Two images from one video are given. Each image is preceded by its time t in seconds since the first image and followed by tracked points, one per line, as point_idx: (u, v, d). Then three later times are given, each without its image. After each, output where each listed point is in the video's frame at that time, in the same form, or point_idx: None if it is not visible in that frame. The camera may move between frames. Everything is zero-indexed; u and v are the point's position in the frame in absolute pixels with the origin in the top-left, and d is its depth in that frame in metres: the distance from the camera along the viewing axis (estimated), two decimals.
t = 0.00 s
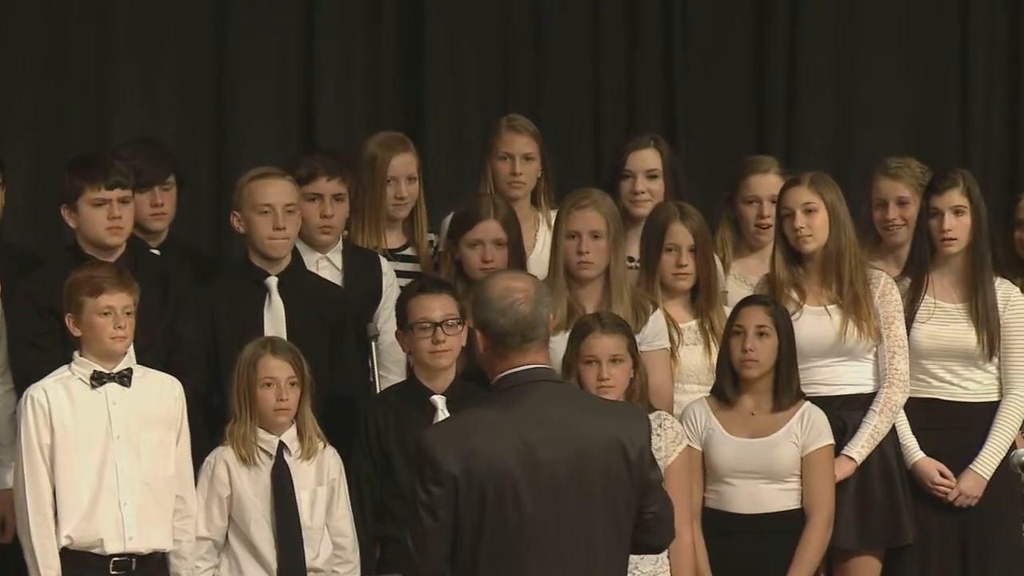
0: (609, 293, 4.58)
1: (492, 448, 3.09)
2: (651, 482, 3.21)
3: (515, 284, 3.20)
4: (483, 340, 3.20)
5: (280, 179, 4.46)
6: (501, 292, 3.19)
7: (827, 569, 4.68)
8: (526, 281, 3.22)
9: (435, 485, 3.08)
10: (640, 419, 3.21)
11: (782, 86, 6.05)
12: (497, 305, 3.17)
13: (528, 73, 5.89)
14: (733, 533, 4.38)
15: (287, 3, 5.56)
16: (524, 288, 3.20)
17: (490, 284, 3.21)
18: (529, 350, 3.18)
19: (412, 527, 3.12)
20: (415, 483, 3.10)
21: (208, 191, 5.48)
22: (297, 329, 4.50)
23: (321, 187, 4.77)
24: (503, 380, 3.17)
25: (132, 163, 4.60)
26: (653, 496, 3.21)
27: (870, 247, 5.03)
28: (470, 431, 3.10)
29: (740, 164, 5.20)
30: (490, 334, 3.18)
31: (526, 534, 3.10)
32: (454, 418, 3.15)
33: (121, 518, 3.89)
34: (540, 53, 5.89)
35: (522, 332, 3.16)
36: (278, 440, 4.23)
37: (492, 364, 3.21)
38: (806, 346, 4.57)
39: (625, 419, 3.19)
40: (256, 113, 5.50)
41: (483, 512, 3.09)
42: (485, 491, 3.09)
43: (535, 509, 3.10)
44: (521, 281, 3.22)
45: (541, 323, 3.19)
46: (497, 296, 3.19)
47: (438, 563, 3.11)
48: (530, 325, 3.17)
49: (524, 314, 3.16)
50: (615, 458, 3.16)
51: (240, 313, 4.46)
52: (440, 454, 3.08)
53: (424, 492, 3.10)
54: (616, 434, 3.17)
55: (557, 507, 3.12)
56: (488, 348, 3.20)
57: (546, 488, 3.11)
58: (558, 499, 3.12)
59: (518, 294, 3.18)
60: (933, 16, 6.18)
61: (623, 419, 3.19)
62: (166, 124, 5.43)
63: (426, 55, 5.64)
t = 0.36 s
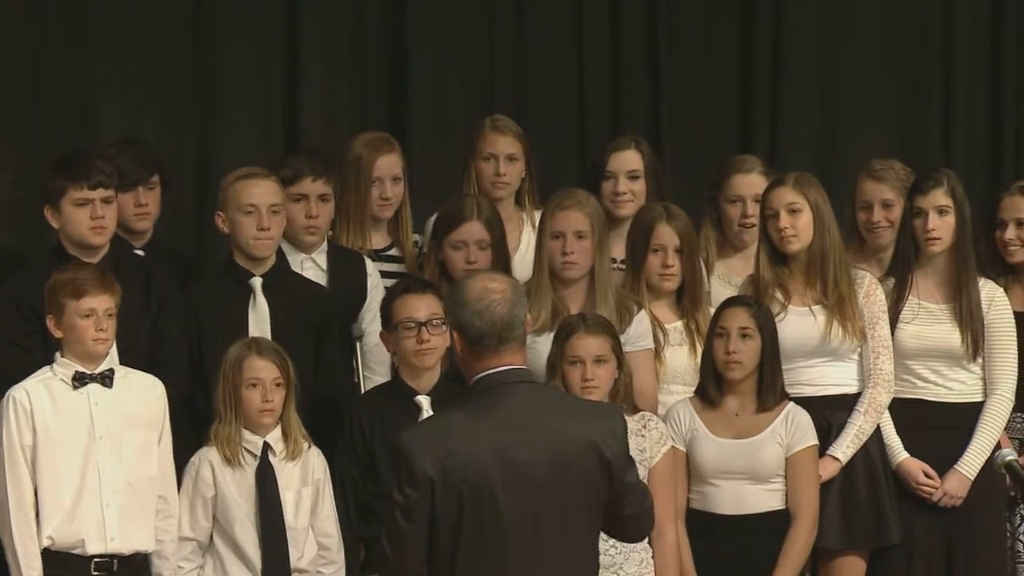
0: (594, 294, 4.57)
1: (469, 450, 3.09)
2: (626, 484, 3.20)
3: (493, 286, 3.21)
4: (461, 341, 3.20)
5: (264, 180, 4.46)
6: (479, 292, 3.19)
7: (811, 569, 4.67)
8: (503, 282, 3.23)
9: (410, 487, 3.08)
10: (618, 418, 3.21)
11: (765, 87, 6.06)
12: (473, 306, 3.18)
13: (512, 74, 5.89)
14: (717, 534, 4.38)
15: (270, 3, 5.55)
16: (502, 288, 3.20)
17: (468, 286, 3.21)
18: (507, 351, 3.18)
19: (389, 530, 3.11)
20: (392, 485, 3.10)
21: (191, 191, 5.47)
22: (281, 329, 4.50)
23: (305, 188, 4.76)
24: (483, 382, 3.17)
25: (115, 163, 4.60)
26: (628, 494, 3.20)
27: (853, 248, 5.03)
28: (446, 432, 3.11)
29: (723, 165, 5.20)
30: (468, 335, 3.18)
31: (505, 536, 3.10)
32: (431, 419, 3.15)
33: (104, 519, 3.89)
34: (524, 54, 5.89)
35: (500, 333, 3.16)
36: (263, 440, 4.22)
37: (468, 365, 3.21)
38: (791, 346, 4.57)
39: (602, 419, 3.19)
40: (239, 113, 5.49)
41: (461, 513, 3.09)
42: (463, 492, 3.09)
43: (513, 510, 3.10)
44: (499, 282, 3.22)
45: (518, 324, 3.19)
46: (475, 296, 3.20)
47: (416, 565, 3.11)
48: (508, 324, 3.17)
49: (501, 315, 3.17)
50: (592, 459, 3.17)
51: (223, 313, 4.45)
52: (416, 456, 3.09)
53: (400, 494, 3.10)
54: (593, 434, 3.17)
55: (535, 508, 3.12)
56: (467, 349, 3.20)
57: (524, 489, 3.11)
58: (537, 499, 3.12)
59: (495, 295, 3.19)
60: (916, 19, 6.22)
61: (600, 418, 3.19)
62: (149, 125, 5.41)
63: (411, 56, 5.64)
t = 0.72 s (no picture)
0: (577, 295, 4.57)
1: (449, 452, 3.09)
2: (605, 484, 3.20)
3: (471, 287, 3.21)
4: (440, 343, 3.19)
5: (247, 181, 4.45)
6: (458, 294, 3.19)
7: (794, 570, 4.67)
8: (481, 283, 3.23)
9: (392, 489, 3.09)
10: (597, 420, 3.21)
11: (747, 86, 6.06)
12: (453, 308, 3.17)
13: (496, 74, 5.88)
14: (700, 535, 4.38)
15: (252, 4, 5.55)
16: (480, 290, 3.20)
17: (446, 287, 3.21)
18: (487, 352, 3.17)
19: (371, 532, 3.11)
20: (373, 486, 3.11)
21: (174, 192, 5.46)
22: (263, 330, 4.49)
23: (287, 189, 4.76)
24: (462, 385, 3.17)
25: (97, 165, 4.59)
26: (608, 495, 3.20)
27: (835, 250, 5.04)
28: (427, 434, 3.11)
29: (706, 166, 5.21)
30: (448, 337, 3.17)
31: (485, 538, 3.10)
32: (412, 421, 3.14)
33: (87, 519, 3.88)
34: (508, 55, 5.89)
35: (479, 335, 3.16)
36: (246, 442, 4.22)
37: (448, 367, 3.20)
38: (774, 347, 4.58)
39: (583, 420, 3.19)
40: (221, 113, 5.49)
41: (442, 515, 3.09)
42: (444, 494, 3.09)
43: (493, 512, 3.10)
44: (477, 284, 3.22)
45: (497, 325, 3.18)
46: (453, 298, 3.19)
47: (397, 567, 3.10)
48: (487, 326, 3.17)
49: (480, 316, 3.16)
50: (572, 460, 3.16)
51: (206, 314, 4.44)
52: (396, 458, 3.09)
53: (382, 495, 3.10)
54: (574, 435, 3.17)
55: (516, 510, 3.11)
56: (446, 350, 3.19)
57: (505, 490, 3.11)
58: (517, 501, 3.11)
59: (473, 296, 3.18)
60: (899, 19, 6.22)
61: (581, 420, 3.19)
62: (132, 126, 5.41)
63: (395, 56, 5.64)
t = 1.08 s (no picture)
0: (560, 295, 4.57)
1: (433, 453, 3.09)
2: (591, 481, 3.21)
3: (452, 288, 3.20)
4: (422, 344, 3.18)
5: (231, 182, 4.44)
6: (439, 295, 3.18)
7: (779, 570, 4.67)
8: (461, 283, 3.22)
9: (376, 490, 3.08)
10: (581, 420, 3.21)
11: (731, 88, 6.07)
12: (433, 308, 3.16)
13: (480, 75, 5.88)
14: (686, 536, 4.38)
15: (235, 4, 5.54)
16: (461, 291, 3.19)
17: (427, 287, 3.20)
18: (469, 351, 3.16)
19: (355, 534, 3.10)
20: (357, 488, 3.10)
21: (157, 193, 5.45)
22: (246, 330, 4.49)
23: (269, 190, 4.75)
24: (445, 386, 3.16)
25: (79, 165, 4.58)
26: (594, 495, 3.20)
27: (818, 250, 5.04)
28: (411, 435, 3.10)
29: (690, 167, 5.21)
30: (429, 337, 3.15)
31: (468, 538, 3.09)
32: (395, 423, 3.14)
33: (71, 520, 3.87)
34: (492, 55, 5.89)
35: (461, 335, 3.15)
36: (229, 442, 4.21)
37: (429, 368, 3.19)
38: (758, 348, 4.58)
39: (567, 420, 3.20)
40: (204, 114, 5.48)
41: (427, 516, 3.09)
42: (429, 495, 3.08)
43: (477, 512, 3.10)
44: (458, 284, 3.21)
45: (479, 324, 3.18)
46: (433, 298, 3.18)
47: (381, 569, 3.09)
48: (469, 326, 3.17)
49: (462, 316, 3.16)
50: (557, 460, 3.16)
51: (189, 315, 4.43)
52: (380, 459, 3.08)
53: (366, 497, 3.09)
54: (559, 435, 3.17)
55: (500, 510, 3.11)
56: (428, 351, 3.18)
57: (489, 490, 3.10)
58: (501, 501, 3.11)
59: (454, 297, 3.17)
60: (883, 19, 6.24)
61: (563, 420, 3.19)
62: (115, 126, 5.40)
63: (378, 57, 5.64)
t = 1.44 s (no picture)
0: (546, 296, 4.57)
1: (423, 453, 3.08)
2: (580, 483, 3.21)
3: (445, 288, 3.20)
4: (415, 343, 3.19)
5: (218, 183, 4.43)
6: (432, 295, 3.18)
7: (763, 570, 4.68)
8: (455, 283, 3.23)
9: (365, 489, 3.07)
10: (570, 422, 3.21)
11: (716, 91, 6.08)
12: (428, 308, 3.16)
13: (465, 77, 5.89)
14: (671, 536, 4.39)
15: (222, 5, 5.54)
16: (454, 291, 3.20)
17: (420, 287, 3.21)
18: (463, 351, 3.17)
19: (344, 533, 3.10)
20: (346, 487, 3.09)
21: (140, 193, 5.45)
22: (233, 331, 4.48)
23: (255, 190, 4.75)
24: (436, 385, 3.16)
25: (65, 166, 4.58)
26: (582, 498, 3.21)
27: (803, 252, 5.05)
28: (401, 436, 3.09)
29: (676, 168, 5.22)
30: (423, 336, 3.17)
31: (458, 539, 3.08)
32: (385, 423, 3.14)
33: (53, 522, 3.86)
34: (477, 57, 5.89)
35: (455, 335, 3.16)
36: (214, 444, 4.20)
37: (422, 367, 3.20)
38: (744, 348, 4.59)
39: (557, 422, 3.20)
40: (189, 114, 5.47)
41: (416, 516, 3.08)
42: (419, 495, 3.07)
43: (468, 513, 3.09)
44: (450, 284, 3.22)
45: (472, 324, 3.18)
46: (427, 298, 3.19)
47: (368, 569, 3.09)
48: (461, 327, 3.17)
49: (455, 316, 3.16)
50: (547, 462, 3.16)
51: (176, 315, 4.43)
52: (370, 458, 3.07)
53: (355, 496, 3.08)
54: (549, 437, 3.17)
55: (490, 511, 3.11)
56: (422, 351, 3.18)
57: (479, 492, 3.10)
58: (492, 502, 3.11)
59: (448, 298, 3.18)
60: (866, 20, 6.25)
61: (552, 422, 3.20)
62: (99, 126, 5.39)
63: (364, 58, 5.64)
